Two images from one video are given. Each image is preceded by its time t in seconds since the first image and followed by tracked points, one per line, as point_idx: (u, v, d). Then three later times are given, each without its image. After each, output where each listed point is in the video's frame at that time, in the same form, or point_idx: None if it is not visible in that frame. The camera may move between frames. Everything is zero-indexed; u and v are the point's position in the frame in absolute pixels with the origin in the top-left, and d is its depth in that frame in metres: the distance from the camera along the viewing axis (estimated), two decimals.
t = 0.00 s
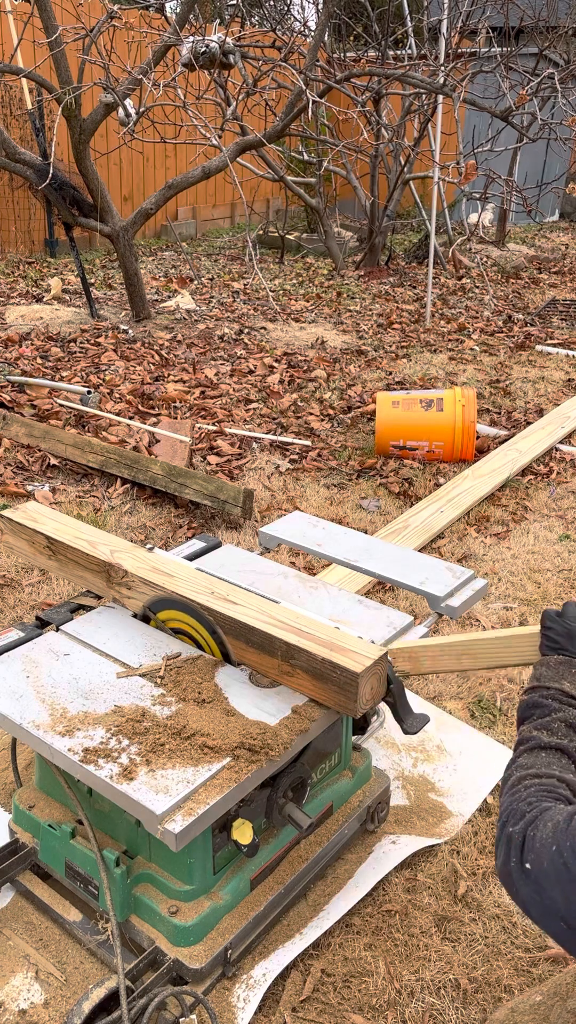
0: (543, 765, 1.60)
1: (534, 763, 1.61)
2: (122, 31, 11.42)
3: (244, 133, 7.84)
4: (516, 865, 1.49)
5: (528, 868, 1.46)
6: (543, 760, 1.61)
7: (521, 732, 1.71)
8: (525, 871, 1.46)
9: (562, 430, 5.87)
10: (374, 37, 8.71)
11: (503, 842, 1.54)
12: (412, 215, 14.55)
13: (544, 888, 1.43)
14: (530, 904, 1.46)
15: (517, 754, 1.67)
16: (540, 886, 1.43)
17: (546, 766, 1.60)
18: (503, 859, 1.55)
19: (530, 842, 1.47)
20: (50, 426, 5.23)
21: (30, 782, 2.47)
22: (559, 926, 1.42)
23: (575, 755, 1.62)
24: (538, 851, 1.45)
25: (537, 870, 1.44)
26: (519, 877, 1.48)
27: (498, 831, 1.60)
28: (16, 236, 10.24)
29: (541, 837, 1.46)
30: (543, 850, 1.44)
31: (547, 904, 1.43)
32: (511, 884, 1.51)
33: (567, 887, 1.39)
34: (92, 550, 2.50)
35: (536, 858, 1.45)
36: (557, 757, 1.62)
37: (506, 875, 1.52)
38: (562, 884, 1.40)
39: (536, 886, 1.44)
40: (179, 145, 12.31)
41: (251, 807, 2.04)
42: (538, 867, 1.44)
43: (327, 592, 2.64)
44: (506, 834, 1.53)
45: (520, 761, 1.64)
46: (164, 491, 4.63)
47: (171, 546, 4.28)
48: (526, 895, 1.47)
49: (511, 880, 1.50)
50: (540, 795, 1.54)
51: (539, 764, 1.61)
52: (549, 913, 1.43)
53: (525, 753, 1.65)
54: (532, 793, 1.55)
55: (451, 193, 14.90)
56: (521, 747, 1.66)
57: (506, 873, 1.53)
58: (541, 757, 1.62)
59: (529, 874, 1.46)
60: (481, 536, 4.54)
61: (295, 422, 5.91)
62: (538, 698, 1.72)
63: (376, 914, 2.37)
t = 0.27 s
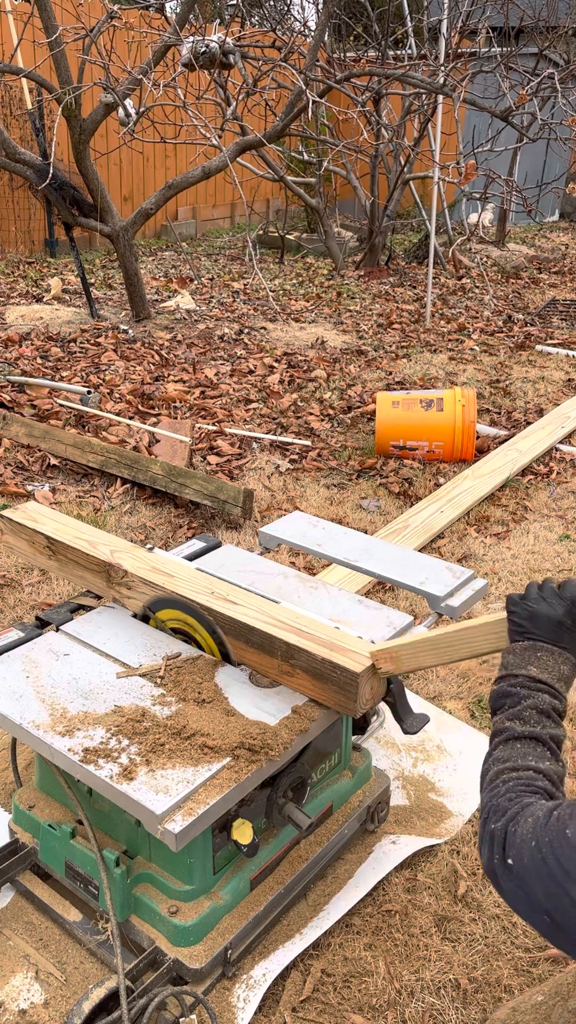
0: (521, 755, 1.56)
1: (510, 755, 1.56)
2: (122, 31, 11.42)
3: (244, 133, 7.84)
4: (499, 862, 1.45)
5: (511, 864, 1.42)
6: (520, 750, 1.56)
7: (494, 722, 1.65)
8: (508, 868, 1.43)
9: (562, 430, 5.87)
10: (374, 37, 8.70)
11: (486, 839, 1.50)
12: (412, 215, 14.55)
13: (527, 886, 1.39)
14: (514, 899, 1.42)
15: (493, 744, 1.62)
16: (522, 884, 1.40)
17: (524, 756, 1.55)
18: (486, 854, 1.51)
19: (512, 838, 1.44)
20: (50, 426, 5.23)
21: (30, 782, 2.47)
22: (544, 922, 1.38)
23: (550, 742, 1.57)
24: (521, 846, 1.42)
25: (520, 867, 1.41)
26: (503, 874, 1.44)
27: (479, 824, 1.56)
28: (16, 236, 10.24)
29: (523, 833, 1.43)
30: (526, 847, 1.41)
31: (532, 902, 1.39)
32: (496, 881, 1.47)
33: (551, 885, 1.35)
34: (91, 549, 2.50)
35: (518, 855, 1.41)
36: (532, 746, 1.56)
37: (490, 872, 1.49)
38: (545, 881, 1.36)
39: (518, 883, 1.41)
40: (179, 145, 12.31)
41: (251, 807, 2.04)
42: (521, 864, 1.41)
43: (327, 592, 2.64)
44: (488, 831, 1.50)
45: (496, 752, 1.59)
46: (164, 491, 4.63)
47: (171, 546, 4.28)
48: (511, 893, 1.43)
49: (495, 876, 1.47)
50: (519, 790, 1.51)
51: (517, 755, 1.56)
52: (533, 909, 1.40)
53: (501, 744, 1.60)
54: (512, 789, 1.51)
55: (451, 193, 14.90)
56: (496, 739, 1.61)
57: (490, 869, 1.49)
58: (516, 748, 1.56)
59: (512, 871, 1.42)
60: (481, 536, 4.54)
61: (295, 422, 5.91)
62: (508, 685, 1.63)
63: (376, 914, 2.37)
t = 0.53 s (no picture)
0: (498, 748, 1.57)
1: (488, 751, 1.57)
2: (122, 31, 11.43)
3: (244, 133, 7.84)
4: (483, 859, 1.45)
5: (496, 861, 1.42)
6: (498, 744, 1.57)
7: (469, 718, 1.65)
8: (493, 865, 1.43)
9: (562, 430, 5.87)
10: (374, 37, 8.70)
11: (470, 838, 1.50)
12: (412, 215, 14.55)
13: (512, 881, 1.39)
14: (500, 895, 1.42)
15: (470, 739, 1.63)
16: (507, 881, 1.40)
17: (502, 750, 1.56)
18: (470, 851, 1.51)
19: (495, 834, 1.44)
20: (50, 426, 5.24)
21: (30, 782, 2.47)
22: (529, 917, 1.38)
23: (526, 735, 1.58)
24: (504, 843, 1.41)
25: (504, 863, 1.41)
26: (488, 870, 1.44)
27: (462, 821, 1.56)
28: (16, 236, 10.24)
29: (507, 829, 1.43)
30: (509, 843, 1.41)
31: (517, 898, 1.39)
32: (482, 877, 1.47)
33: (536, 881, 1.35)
34: (74, 543, 2.52)
35: (502, 852, 1.41)
36: (508, 739, 1.57)
37: (475, 868, 1.49)
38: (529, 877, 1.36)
39: (503, 880, 1.41)
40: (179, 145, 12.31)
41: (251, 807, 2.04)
42: (505, 860, 1.40)
43: (327, 592, 2.64)
44: (471, 827, 1.49)
45: (474, 747, 1.60)
46: (164, 491, 4.63)
47: (171, 546, 4.28)
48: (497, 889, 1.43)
49: (480, 872, 1.47)
50: (499, 785, 1.51)
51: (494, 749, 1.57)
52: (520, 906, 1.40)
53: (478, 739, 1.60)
54: (493, 784, 1.51)
55: (451, 193, 14.91)
56: (472, 734, 1.62)
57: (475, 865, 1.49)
58: (493, 744, 1.57)
59: (496, 867, 1.42)
60: (481, 536, 4.54)
61: (295, 422, 5.91)
62: (479, 682, 1.64)
63: (376, 914, 2.37)
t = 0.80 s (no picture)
0: (488, 737, 1.60)
1: (476, 739, 1.60)
2: (122, 31, 11.43)
3: (244, 133, 7.84)
4: (482, 849, 1.45)
5: (495, 851, 1.42)
6: (487, 733, 1.60)
7: (453, 710, 1.69)
8: (492, 855, 1.42)
9: (562, 430, 5.87)
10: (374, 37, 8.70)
11: (467, 827, 1.49)
12: (412, 215, 14.56)
13: (512, 871, 1.38)
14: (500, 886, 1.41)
15: (457, 729, 1.65)
16: (508, 872, 1.39)
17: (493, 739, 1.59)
18: (466, 842, 1.51)
19: (495, 824, 1.44)
20: (50, 426, 5.24)
21: (30, 781, 2.47)
22: (531, 907, 1.37)
23: (511, 721, 1.63)
24: (504, 831, 1.41)
25: (504, 853, 1.40)
26: (488, 860, 1.43)
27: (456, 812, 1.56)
28: (16, 236, 10.24)
29: (507, 818, 1.43)
30: (509, 831, 1.40)
31: (518, 888, 1.38)
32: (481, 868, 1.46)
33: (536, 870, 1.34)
34: (63, 538, 2.52)
35: (502, 841, 1.41)
36: (495, 727, 1.61)
37: (473, 859, 1.48)
38: (530, 866, 1.35)
39: (504, 870, 1.40)
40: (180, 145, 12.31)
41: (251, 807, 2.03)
42: (506, 850, 1.40)
43: (327, 592, 2.64)
44: (470, 816, 1.49)
45: (463, 737, 1.62)
46: (164, 491, 4.63)
47: (171, 546, 4.28)
48: (497, 880, 1.42)
49: (479, 863, 1.46)
50: (494, 774, 1.53)
51: (484, 738, 1.59)
52: (520, 897, 1.39)
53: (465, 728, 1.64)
54: (487, 774, 1.53)
55: (451, 193, 14.91)
56: (460, 725, 1.65)
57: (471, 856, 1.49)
58: (481, 732, 1.61)
59: (496, 857, 1.42)
60: (481, 536, 4.54)
61: (295, 422, 5.91)
62: (460, 672, 1.71)
63: (376, 914, 2.37)
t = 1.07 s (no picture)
0: (486, 723, 1.61)
1: (474, 725, 1.61)
2: (122, 31, 11.43)
3: (244, 133, 7.84)
4: (487, 835, 1.46)
5: (501, 838, 1.43)
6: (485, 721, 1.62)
7: (446, 700, 1.71)
8: (498, 842, 1.43)
9: (562, 431, 5.87)
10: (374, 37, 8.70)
11: (472, 811, 1.50)
12: (412, 215, 14.56)
13: (518, 859, 1.39)
14: (505, 873, 1.42)
15: (452, 715, 1.67)
16: (514, 859, 1.40)
17: (491, 726, 1.61)
18: (469, 827, 1.52)
19: (502, 810, 1.45)
20: (50, 426, 5.24)
21: (31, 781, 2.47)
22: (537, 895, 1.38)
23: (506, 708, 1.65)
24: (511, 819, 1.42)
25: (510, 840, 1.41)
26: (493, 846, 1.44)
27: (457, 798, 1.57)
28: (16, 236, 10.24)
29: (513, 806, 1.44)
30: (515, 820, 1.41)
31: (523, 875, 1.39)
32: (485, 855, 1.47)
33: (544, 861, 1.35)
34: (53, 534, 2.52)
35: (509, 828, 1.42)
36: (490, 714, 1.63)
37: (477, 844, 1.49)
38: (537, 856, 1.36)
39: (510, 858, 1.41)
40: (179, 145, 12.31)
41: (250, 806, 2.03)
42: (511, 838, 1.40)
43: (327, 592, 2.64)
44: (477, 802, 1.50)
45: (460, 724, 1.64)
46: (164, 491, 4.63)
47: (171, 546, 4.28)
48: (502, 867, 1.43)
49: (484, 849, 1.47)
50: (496, 760, 1.54)
51: (481, 724, 1.61)
52: (526, 883, 1.40)
53: (461, 714, 1.65)
54: (489, 761, 1.54)
55: (451, 193, 14.91)
56: (456, 712, 1.66)
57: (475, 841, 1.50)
58: (477, 719, 1.62)
59: (502, 844, 1.42)
60: (481, 536, 4.53)
61: (295, 422, 5.91)
62: (450, 663, 1.72)
63: (376, 914, 2.37)
